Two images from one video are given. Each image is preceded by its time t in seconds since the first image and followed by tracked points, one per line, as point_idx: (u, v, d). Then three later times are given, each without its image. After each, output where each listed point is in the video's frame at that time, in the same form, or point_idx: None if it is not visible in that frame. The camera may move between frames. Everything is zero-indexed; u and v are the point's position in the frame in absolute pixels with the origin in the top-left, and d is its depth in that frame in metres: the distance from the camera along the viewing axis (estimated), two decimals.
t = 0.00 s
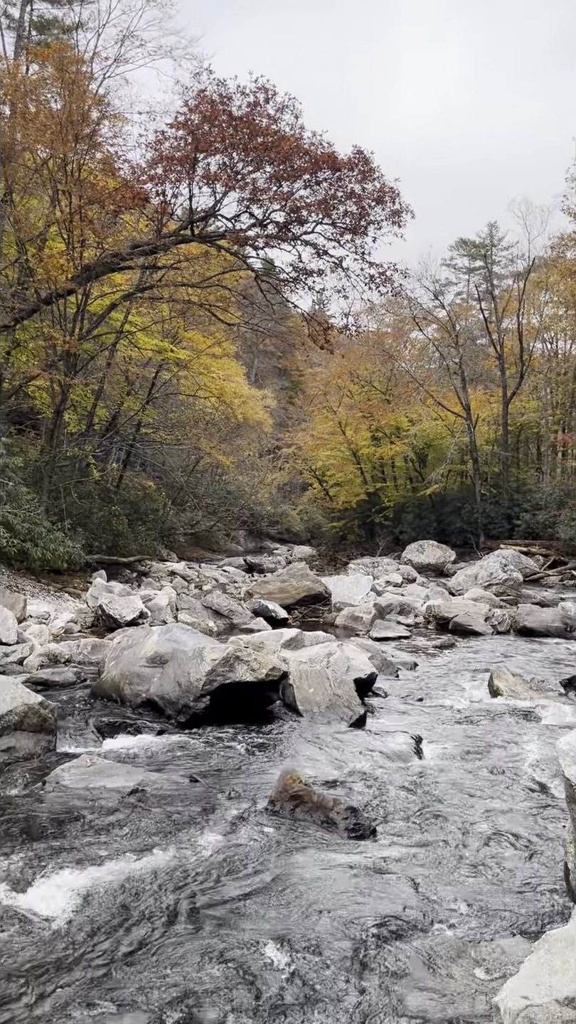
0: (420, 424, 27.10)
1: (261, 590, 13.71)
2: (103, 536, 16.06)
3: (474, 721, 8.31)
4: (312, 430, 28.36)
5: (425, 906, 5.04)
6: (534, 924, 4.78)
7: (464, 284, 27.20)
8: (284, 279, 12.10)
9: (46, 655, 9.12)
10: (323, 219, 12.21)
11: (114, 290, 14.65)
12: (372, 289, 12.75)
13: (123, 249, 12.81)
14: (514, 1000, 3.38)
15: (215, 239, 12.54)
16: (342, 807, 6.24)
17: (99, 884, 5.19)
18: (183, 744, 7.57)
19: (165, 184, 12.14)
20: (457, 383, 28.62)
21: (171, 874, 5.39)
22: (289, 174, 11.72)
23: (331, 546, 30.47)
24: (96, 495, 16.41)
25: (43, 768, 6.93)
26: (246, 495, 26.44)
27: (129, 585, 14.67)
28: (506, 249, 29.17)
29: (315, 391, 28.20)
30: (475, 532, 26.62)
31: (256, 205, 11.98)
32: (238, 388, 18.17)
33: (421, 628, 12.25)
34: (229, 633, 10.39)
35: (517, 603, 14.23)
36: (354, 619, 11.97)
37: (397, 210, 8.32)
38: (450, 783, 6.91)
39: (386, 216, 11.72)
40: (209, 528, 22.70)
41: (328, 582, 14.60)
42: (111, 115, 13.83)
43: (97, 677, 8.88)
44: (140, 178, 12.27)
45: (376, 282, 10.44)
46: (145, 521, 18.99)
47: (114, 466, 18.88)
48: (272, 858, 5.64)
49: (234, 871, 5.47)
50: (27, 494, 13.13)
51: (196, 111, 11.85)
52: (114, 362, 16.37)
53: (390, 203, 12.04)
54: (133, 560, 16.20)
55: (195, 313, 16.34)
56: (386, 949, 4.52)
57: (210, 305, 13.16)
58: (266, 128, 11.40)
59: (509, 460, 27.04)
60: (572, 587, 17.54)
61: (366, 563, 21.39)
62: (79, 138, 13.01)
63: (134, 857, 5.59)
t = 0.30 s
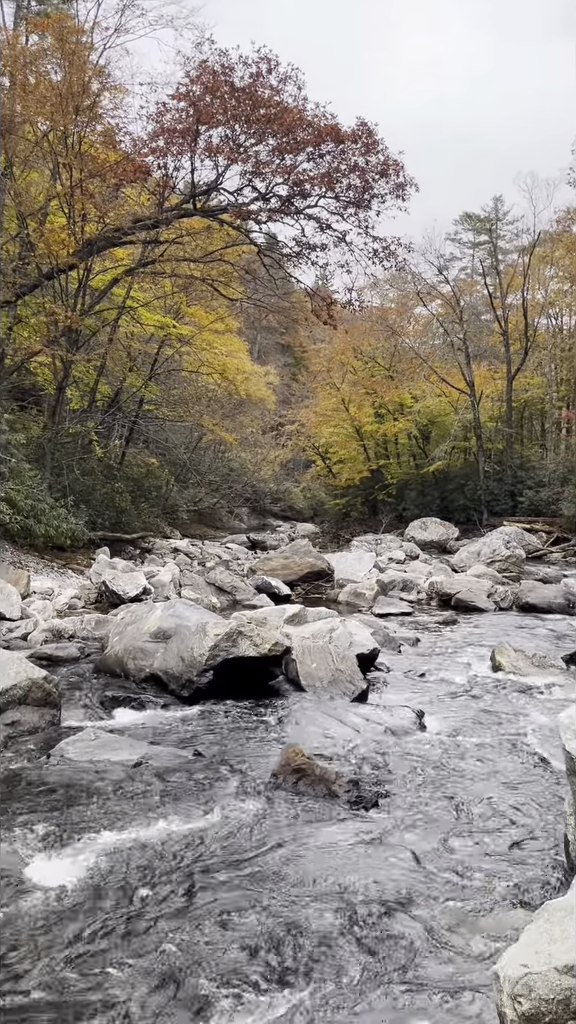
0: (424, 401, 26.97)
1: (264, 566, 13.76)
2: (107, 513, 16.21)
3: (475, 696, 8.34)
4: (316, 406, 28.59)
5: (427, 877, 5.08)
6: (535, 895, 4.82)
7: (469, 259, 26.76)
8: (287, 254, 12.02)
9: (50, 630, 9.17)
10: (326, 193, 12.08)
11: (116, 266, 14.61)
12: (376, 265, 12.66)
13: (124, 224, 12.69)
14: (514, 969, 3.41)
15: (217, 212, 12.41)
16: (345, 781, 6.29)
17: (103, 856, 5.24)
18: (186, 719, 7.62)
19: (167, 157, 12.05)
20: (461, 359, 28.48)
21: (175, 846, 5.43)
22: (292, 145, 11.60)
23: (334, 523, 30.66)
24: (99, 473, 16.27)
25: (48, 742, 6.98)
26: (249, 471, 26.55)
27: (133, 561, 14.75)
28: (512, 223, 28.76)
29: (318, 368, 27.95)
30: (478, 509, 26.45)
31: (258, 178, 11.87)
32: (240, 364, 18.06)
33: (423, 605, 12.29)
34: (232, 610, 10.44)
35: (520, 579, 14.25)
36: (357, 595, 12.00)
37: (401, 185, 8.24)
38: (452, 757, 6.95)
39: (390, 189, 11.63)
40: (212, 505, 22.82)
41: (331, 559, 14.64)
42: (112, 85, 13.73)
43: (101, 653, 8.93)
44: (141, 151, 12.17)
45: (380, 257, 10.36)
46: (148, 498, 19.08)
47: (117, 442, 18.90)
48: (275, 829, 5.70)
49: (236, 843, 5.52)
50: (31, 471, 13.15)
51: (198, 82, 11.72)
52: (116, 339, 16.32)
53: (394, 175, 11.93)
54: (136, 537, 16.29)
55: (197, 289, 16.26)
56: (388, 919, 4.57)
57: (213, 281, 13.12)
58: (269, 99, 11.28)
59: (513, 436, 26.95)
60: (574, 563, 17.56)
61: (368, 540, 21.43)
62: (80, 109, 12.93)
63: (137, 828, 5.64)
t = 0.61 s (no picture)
0: (427, 379, 26.85)
1: (266, 545, 13.79)
2: (109, 492, 16.24)
3: (476, 674, 8.38)
4: (318, 387, 28.17)
5: (427, 851, 5.12)
6: (533, 869, 4.87)
7: (474, 237, 26.37)
8: (289, 230, 11.92)
9: (53, 608, 9.21)
10: (329, 168, 11.96)
11: (117, 243, 14.53)
12: (379, 242, 12.58)
13: (125, 200, 12.57)
14: (512, 941, 3.48)
15: (219, 188, 12.29)
16: (346, 756, 6.33)
17: (107, 830, 5.29)
18: (189, 696, 7.67)
19: (168, 132, 11.96)
20: (465, 336, 28.30)
21: (178, 821, 5.49)
22: (294, 121, 11.50)
23: (336, 502, 30.74)
24: (101, 451, 16.32)
25: (52, 718, 7.03)
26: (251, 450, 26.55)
27: (135, 540, 14.81)
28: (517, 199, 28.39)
29: (321, 346, 27.86)
30: (481, 488, 26.65)
31: (261, 154, 11.76)
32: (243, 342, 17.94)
33: (425, 583, 12.31)
34: (234, 589, 10.47)
35: (522, 558, 14.25)
36: (359, 574, 12.02)
37: (405, 159, 8.14)
38: (452, 733, 6.99)
39: (394, 164, 11.51)
40: (215, 483, 22.90)
41: (333, 538, 14.65)
42: (112, 59, 13.61)
43: (104, 631, 8.97)
44: (142, 125, 12.06)
45: (384, 233, 10.27)
46: (150, 476, 19.13)
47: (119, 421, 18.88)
48: (276, 804, 5.74)
49: (238, 817, 5.57)
50: (33, 449, 13.16)
51: (200, 54, 11.57)
52: (118, 317, 16.25)
53: (397, 150, 11.80)
54: (139, 516, 16.33)
55: (199, 266, 16.17)
56: (388, 892, 4.62)
57: (214, 259, 13.03)
58: (271, 73, 11.13)
59: (516, 415, 26.88)
60: None
61: (371, 520, 21.44)
62: (79, 83, 12.80)
63: (140, 803, 5.69)
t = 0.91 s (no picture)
0: (430, 359, 26.76)
1: (269, 525, 13.82)
2: (112, 472, 16.16)
3: (478, 652, 8.40)
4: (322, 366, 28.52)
5: (427, 826, 5.17)
6: (533, 842, 4.90)
7: (478, 214, 26.35)
8: (292, 208, 11.85)
9: (56, 587, 9.26)
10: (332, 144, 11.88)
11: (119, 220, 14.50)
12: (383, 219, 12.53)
13: (126, 176, 12.48)
14: (512, 912, 3.48)
15: (221, 164, 12.21)
16: (348, 733, 6.36)
17: (110, 804, 5.34)
18: (191, 673, 7.71)
19: (170, 107, 11.91)
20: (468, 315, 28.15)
21: (180, 796, 5.53)
22: (297, 95, 11.38)
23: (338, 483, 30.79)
24: (103, 429, 16.31)
25: (55, 694, 7.09)
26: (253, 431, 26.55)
27: (137, 519, 14.85)
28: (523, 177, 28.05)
29: (324, 324, 27.80)
30: (484, 468, 26.79)
31: (263, 129, 11.66)
32: (245, 321, 17.87)
33: (427, 563, 12.32)
34: (236, 568, 10.50)
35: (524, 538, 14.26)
36: (361, 554, 12.04)
37: (409, 135, 8.06)
38: (454, 711, 7.02)
39: (398, 140, 11.42)
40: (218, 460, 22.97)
41: (335, 518, 14.66)
42: (113, 32, 13.52)
43: (107, 609, 9.01)
44: (143, 100, 11.99)
45: (388, 210, 10.20)
46: (153, 456, 19.17)
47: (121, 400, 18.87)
48: (278, 780, 5.78)
49: (240, 793, 5.61)
50: (36, 428, 13.18)
51: (202, 27, 11.47)
52: (120, 295, 16.20)
53: (401, 126, 11.71)
54: (141, 495, 16.36)
55: (201, 244, 16.10)
56: (388, 866, 4.66)
57: (216, 236, 12.97)
58: (274, 46, 11.02)
59: (520, 394, 26.81)
60: None
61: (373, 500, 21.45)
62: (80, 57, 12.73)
63: (143, 778, 5.74)
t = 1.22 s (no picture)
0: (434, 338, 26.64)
1: (272, 505, 13.86)
2: (115, 452, 16.29)
3: (481, 632, 8.40)
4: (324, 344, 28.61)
5: (429, 803, 5.20)
6: (533, 819, 4.92)
7: (484, 192, 26.26)
8: (295, 186, 11.75)
9: (59, 565, 9.32)
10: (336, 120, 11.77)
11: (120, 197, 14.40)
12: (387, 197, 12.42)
13: (128, 153, 12.36)
14: (511, 887, 3.47)
15: (224, 141, 12.14)
16: (349, 710, 6.38)
17: (112, 779, 5.39)
18: (193, 652, 7.75)
19: (172, 83, 11.83)
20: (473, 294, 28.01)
21: (181, 772, 5.57)
22: (301, 70, 11.26)
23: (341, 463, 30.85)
24: (106, 410, 16.34)
25: (58, 671, 7.15)
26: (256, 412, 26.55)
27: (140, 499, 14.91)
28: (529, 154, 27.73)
29: (328, 303, 27.71)
30: (487, 450, 26.58)
31: (267, 105, 11.54)
32: (248, 299, 17.74)
33: (430, 544, 12.33)
34: (239, 548, 10.53)
35: (528, 519, 14.22)
36: (364, 535, 12.05)
37: (414, 111, 7.98)
38: (456, 690, 7.04)
39: (403, 116, 11.29)
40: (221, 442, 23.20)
41: (338, 499, 14.68)
42: (115, 6, 13.39)
43: (110, 587, 9.07)
44: (145, 76, 11.92)
45: (392, 188, 10.11)
46: (155, 437, 19.20)
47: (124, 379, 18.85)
48: (279, 757, 5.82)
49: (241, 770, 5.65)
50: (38, 408, 13.18)
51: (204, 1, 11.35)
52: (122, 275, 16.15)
53: (407, 101, 11.58)
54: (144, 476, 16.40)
55: (204, 223, 16.00)
56: (388, 842, 4.68)
57: (219, 214, 12.82)
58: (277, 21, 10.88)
59: (524, 375, 26.68)
60: None
61: (377, 481, 21.43)
62: (81, 32, 12.64)
63: (145, 755, 5.79)
